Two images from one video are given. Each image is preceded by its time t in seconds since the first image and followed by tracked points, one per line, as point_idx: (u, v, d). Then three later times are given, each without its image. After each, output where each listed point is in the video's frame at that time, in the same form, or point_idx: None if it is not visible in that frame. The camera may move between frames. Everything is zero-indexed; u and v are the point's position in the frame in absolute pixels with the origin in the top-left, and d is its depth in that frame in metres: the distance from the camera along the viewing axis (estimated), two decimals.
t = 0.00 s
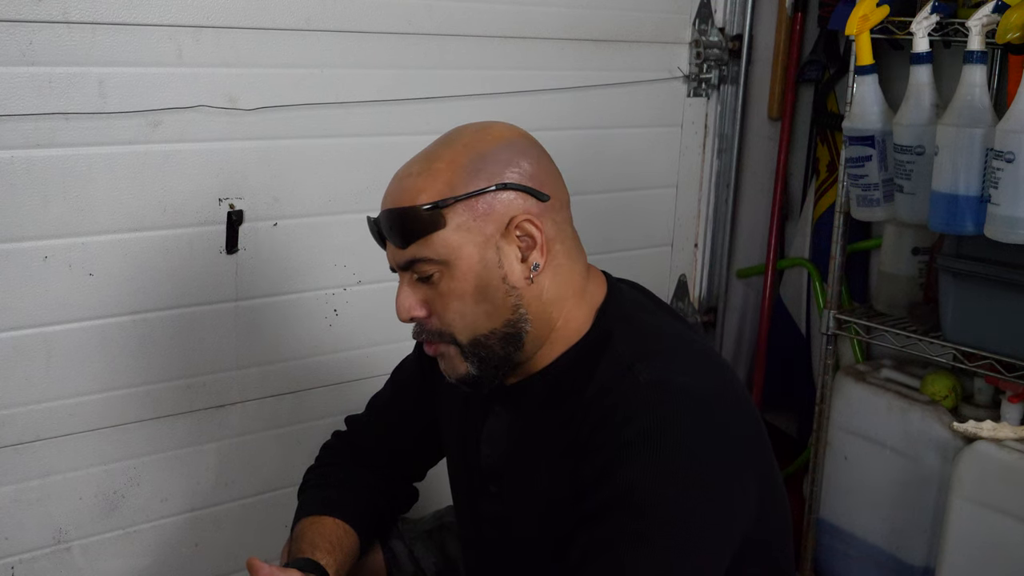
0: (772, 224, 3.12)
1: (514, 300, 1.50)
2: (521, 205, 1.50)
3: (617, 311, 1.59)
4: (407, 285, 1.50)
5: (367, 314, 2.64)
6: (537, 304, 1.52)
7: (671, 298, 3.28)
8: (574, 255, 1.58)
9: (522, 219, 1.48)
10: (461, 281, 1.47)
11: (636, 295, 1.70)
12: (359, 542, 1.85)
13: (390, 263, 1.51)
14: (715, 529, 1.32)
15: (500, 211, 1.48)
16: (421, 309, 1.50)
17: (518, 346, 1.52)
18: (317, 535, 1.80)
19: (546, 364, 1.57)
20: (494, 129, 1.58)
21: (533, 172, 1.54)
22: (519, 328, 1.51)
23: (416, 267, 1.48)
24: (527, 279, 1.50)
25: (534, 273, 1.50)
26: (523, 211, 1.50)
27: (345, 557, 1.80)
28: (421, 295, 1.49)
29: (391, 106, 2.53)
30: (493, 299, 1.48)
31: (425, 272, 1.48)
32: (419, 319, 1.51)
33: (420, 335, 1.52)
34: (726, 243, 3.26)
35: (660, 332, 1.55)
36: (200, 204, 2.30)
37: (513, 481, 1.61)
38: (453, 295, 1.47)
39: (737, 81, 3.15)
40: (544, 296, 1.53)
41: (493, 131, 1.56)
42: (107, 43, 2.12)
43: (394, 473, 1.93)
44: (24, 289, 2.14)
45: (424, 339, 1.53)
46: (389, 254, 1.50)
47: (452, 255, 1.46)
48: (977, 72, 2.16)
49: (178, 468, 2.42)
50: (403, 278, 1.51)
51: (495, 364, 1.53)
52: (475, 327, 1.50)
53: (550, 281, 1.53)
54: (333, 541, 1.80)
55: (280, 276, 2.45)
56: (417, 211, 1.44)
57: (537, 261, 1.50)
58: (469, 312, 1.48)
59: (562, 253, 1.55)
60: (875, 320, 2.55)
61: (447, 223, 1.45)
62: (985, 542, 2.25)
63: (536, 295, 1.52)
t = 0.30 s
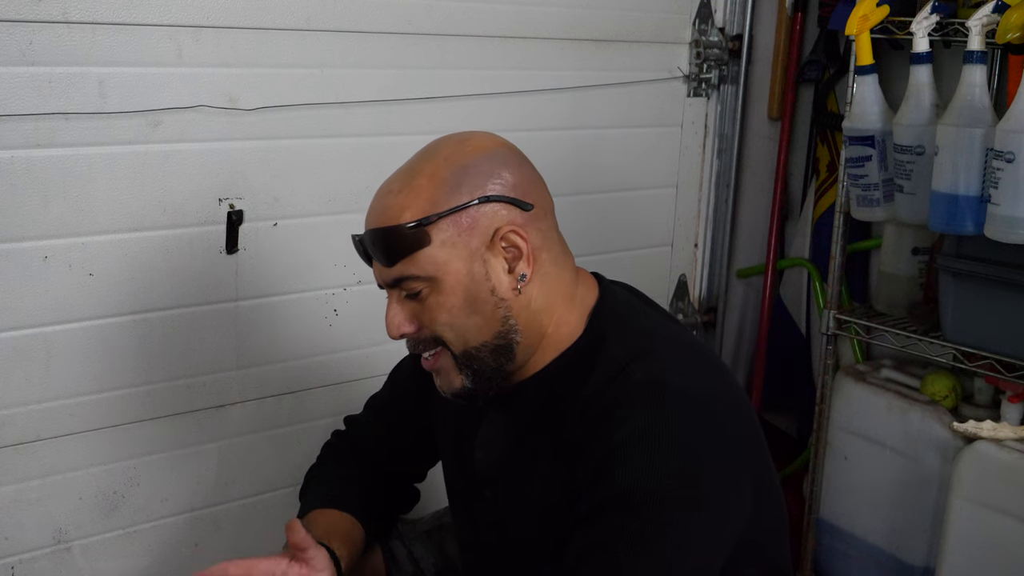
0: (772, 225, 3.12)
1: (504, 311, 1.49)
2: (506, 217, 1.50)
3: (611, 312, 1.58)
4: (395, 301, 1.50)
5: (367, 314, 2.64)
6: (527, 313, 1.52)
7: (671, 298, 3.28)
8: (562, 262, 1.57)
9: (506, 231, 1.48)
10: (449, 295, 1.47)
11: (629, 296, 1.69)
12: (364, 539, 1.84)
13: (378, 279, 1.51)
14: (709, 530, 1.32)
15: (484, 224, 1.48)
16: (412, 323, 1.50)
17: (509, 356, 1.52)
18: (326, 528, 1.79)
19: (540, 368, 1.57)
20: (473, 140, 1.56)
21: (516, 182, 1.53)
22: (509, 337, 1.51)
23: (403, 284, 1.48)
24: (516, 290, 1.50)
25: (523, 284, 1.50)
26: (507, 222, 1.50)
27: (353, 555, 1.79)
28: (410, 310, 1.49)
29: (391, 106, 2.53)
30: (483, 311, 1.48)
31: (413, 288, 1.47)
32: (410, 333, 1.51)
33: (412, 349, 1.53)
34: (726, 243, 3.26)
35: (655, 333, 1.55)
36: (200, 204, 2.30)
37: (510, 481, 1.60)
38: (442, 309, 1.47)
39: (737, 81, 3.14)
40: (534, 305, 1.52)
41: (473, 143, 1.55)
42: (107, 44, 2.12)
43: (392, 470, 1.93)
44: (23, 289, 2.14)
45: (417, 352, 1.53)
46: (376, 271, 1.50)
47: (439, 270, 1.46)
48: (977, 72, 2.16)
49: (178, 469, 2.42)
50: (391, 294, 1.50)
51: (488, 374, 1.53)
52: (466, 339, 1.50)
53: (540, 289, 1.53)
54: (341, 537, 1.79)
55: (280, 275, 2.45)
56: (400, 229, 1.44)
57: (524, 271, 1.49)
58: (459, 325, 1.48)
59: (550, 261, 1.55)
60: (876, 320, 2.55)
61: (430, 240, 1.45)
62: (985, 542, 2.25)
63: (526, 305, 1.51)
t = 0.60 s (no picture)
0: (772, 225, 3.12)
1: (515, 312, 1.49)
2: (516, 216, 1.49)
3: (614, 311, 1.58)
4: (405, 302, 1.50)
5: (367, 314, 2.64)
6: (537, 314, 1.52)
7: (671, 298, 3.28)
8: (569, 262, 1.57)
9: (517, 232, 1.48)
10: (460, 297, 1.47)
11: (631, 295, 1.70)
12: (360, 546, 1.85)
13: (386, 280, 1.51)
14: (710, 530, 1.32)
15: (494, 225, 1.47)
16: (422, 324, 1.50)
17: (519, 356, 1.53)
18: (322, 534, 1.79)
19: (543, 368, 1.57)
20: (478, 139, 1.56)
21: (524, 182, 1.53)
22: (519, 337, 1.51)
23: (413, 285, 1.47)
24: (526, 290, 1.50)
25: (532, 285, 1.50)
26: (517, 222, 1.49)
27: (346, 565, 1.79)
28: (419, 311, 1.49)
29: (392, 106, 2.53)
30: (494, 312, 1.48)
31: (423, 290, 1.47)
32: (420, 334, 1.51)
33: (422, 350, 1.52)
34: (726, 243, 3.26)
35: (658, 333, 1.55)
36: (200, 204, 2.30)
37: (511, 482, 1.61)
38: (453, 311, 1.47)
39: (737, 81, 3.14)
40: (543, 305, 1.52)
41: (479, 142, 1.54)
42: (107, 44, 2.12)
43: (390, 468, 1.93)
44: (23, 289, 2.14)
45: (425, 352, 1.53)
46: (384, 272, 1.49)
47: (450, 271, 1.46)
48: (977, 72, 2.16)
49: (178, 469, 2.42)
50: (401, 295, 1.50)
51: (497, 375, 1.53)
52: (476, 339, 1.50)
53: (549, 289, 1.53)
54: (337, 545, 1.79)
55: (279, 276, 2.45)
56: (414, 227, 1.44)
57: (534, 272, 1.49)
58: (470, 326, 1.49)
59: (558, 260, 1.55)
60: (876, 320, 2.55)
61: (441, 241, 1.44)
62: (985, 542, 2.25)
63: (535, 304, 1.51)
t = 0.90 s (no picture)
0: (772, 225, 3.12)
1: (549, 343, 1.44)
2: (554, 244, 1.41)
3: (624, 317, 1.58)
4: (435, 329, 1.42)
5: (367, 314, 2.64)
6: (567, 339, 1.47)
7: (671, 298, 3.28)
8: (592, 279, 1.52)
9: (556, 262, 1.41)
10: (496, 330, 1.40)
11: (639, 299, 1.70)
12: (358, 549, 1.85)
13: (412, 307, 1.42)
14: (718, 535, 1.32)
15: (533, 256, 1.39)
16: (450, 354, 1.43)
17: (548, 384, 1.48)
18: (322, 532, 1.80)
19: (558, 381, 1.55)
20: (508, 155, 1.45)
21: (557, 204, 1.44)
22: (550, 366, 1.46)
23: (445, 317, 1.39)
24: (560, 319, 1.44)
25: (567, 313, 1.44)
26: (554, 251, 1.42)
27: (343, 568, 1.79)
28: (451, 340, 1.42)
29: (392, 106, 2.53)
30: (529, 345, 1.42)
31: (457, 322, 1.40)
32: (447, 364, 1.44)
33: (449, 378, 1.46)
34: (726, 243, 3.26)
35: (669, 338, 1.55)
36: (200, 204, 2.30)
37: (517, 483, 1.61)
38: (487, 344, 1.41)
39: (737, 81, 3.14)
40: (573, 329, 1.48)
41: (507, 158, 1.43)
42: (106, 44, 2.12)
43: (390, 469, 1.92)
44: (23, 289, 2.14)
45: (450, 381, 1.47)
46: (414, 300, 1.40)
47: (487, 305, 1.38)
48: (977, 72, 2.16)
49: (178, 468, 2.42)
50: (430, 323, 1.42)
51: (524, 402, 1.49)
52: (508, 371, 1.44)
53: (578, 314, 1.48)
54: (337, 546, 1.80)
55: (279, 275, 2.45)
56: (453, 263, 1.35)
57: (570, 301, 1.44)
58: (505, 358, 1.43)
59: (587, 282, 1.49)
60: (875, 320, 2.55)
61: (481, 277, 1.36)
62: (985, 542, 2.25)
63: (567, 331, 1.46)
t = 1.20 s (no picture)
0: (772, 225, 3.12)
1: (581, 335, 1.47)
2: (590, 236, 1.48)
3: (638, 323, 1.58)
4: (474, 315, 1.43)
5: (367, 314, 2.63)
6: (595, 336, 1.51)
7: (671, 298, 3.28)
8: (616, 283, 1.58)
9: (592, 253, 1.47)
10: (538, 315, 1.42)
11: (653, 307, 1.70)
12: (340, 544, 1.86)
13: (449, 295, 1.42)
14: (729, 538, 1.32)
15: (574, 246, 1.45)
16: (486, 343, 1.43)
17: (578, 378, 1.50)
18: (291, 521, 1.81)
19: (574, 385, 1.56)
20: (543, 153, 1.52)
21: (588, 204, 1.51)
22: (580, 359, 1.49)
23: (486, 300, 1.40)
24: (593, 311, 1.49)
25: (599, 306, 1.49)
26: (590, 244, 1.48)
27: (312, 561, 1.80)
28: (489, 327, 1.42)
29: (392, 106, 2.53)
30: (565, 336, 1.45)
31: (500, 304, 1.41)
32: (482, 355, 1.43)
33: (481, 371, 1.45)
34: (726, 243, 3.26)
35: (685, 344, 1.55)
36: (200, 204, 2.30)
37: (526, 488, 1.61)
38: (526, 331, 1.42)
39: (737, 81, 3.14)
40: (602, 327, 1.52)
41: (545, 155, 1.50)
42: (106, 44, 2.12)
43: (392, 472, 1.91)
44: (23, 289, 2.14)
45: (481, 376, 1.45)
46: (456, 282, 1.40)
47: (531, 286, 1.41)
48: (977, 72, 2.16)
49: (178, 468, 2.42)
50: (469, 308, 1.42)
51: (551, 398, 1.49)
52: (543, 362, 1.45)
53: (606, 313, 1.53)
54: (306, 536, 1.80)
55: (280, 275, 2.45)
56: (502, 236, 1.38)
57: (602, 294, 1.49)
58: (543, 346, 1.44)
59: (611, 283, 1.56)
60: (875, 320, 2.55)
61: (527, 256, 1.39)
62: (986, 542, 2.25)
63: (598, 327, 1.51)
